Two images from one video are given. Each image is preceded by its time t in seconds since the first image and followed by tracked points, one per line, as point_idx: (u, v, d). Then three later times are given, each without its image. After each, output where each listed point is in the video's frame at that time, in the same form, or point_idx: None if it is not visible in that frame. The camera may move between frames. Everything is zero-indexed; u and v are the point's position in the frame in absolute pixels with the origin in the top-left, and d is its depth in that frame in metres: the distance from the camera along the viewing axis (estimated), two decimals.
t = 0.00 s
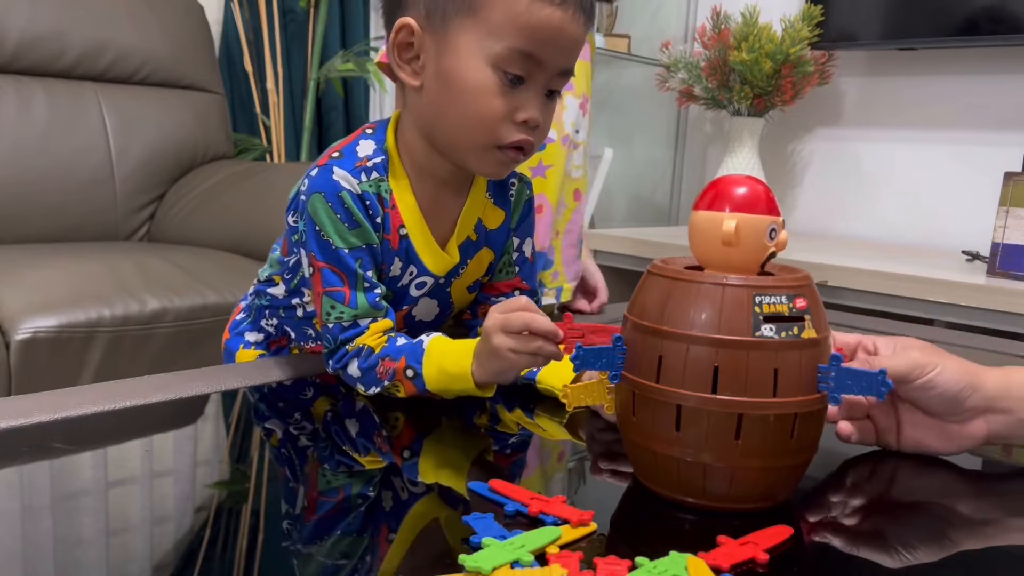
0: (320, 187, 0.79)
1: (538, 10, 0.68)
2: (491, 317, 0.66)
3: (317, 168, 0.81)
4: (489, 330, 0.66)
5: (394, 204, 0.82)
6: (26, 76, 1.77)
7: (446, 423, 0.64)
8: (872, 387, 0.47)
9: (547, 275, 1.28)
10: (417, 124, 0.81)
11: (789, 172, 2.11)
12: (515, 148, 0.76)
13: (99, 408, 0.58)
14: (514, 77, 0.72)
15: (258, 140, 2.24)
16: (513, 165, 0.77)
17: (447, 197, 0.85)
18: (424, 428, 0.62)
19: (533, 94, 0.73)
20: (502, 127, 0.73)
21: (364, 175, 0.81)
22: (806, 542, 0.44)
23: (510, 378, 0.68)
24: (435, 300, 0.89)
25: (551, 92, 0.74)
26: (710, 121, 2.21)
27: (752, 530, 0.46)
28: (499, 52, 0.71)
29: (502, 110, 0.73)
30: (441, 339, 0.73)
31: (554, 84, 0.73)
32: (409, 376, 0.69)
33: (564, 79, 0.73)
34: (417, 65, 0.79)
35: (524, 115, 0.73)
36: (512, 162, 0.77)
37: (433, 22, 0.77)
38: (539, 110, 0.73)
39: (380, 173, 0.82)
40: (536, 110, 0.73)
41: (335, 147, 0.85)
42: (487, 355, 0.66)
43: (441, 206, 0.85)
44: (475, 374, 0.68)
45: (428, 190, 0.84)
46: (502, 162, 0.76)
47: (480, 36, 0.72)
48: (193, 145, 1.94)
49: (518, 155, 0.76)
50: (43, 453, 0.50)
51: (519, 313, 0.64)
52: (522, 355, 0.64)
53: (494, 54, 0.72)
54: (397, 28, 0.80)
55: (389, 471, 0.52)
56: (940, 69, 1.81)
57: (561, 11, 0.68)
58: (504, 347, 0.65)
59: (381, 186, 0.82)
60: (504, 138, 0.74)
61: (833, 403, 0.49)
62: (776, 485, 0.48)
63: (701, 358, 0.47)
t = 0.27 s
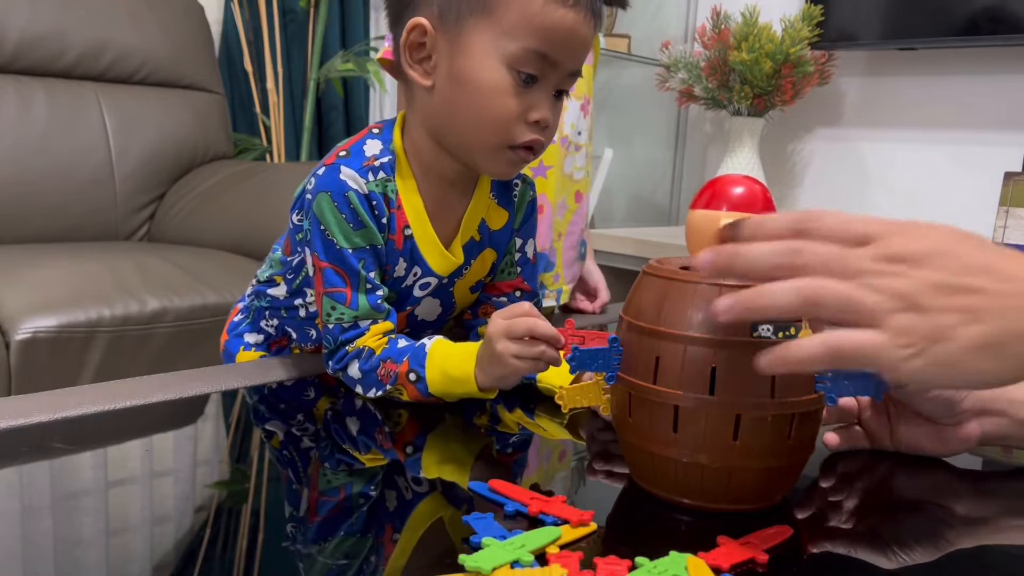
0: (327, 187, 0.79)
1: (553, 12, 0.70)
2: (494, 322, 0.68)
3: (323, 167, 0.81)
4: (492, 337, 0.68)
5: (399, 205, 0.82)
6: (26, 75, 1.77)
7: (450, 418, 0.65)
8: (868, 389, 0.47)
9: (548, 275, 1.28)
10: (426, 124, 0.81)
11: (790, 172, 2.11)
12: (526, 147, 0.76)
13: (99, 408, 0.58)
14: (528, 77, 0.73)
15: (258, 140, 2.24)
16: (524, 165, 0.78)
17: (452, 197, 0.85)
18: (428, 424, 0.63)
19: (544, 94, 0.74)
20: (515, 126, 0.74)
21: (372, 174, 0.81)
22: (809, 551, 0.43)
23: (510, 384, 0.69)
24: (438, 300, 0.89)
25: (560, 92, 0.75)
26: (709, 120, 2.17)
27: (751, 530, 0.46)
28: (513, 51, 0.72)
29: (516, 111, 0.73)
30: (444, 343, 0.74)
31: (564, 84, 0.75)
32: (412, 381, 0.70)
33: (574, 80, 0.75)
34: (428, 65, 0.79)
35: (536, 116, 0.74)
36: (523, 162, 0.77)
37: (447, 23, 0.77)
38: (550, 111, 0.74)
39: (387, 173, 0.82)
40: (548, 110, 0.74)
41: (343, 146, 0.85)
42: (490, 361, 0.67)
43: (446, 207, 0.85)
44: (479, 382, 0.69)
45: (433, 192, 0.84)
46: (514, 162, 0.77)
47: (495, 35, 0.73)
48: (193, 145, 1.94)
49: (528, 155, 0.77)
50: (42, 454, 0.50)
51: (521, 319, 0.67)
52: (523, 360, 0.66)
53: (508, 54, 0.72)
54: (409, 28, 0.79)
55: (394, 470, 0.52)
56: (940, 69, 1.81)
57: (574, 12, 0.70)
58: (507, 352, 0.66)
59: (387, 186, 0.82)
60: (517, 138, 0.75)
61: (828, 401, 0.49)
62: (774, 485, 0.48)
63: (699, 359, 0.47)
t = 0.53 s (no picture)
0: (330, 186, 0.79)
1: (562, 13, 0.70)
2: (488, 334, 0.70)
3: (327, 167, 0.81)
4: (484, 347, 0.69)
5: (402, 205, 0.82)
6: (26, 76, 1.77)
7: (447, 419, 0.65)
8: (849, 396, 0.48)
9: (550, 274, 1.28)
10: (433, 124, 0.81)
11: (789, 172, 2.11)
12: (533, 148, 0.76)
13: (99, 408, 0.58)
14: (537, 77, 0.73)
15: (258, 140, 2.24)
16: (530, 165, 0.78)
17: (455, 197, 0.86)
18: (426, 419, 0.65)
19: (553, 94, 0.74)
20: (522, 127, 0.74)
21: (375, 174, 0.81)
22: (808, 554, 0.43)
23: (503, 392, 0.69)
24: (440, 300, 0.88)
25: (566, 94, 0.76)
26: (710, 120, 2.21)
27: (751, 529, 0.46)
28: (523, 51, 0.72)
29: (524, 110, 0.73)
30: (441, 347, 0.73)
31: (571, 86, 0.75)
32: (409, 386, 0.70)
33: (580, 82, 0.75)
34: (437, 65, 0.79)
35: (544, 116, 0.74)
36: (529, 163, 0.77)
37: (457, 23, 0.77)
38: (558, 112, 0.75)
39: (390, 173, 0.82)
40: (556, 111, 0.75)
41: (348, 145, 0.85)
42: (484, 369, 0.68)
43: (450, 206, 0.85)
44: (477, 388, 0.68)
45: (436, 192, 0.84)
46: (521, 162, 0.77)
47: (504, 36, 0.73)
48: (193, 145, 1.95)
49: (535, 156, 0.77)
50: (42, 453, 0.50)
51: (512, 331, 0.70)
52: (516, 370, 0.68)
53: (519, 54, 0.72)
54: (419, 27, 0.80)
55: (394, 468, 0.52)
56: (939, 69, 1.81)
57: (583, 15, 0.71)
58: (500, 361, 0.67)
59: (390, 186, 0.82)
60: (524, 137, 0.75)
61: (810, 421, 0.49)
62: (770, 483, 0.48)
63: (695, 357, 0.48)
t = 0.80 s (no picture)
0: (332, 186, 0.79)
1: (566, 10, 0.70)
2: (494, 344, 0.70)
3: (329, 166, 0.81)
4: (491, 357, 0.68)
5: (403, 205, 0.82)
6: (26, 75, 1.77)
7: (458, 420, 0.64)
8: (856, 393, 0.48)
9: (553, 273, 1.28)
10: (439, 123, 0.81)
11: (789, 172, 2.11)
12: (539, 145, 0.76)
13: (99, 408, 0.58)
14: (542, 73, 0.73)
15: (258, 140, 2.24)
16: (536, 162, 0.78)
17: (458, 197, 0.86)
18: (428, 416, 0.66)
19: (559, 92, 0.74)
20: (528, 124, 0.74)
21: (376, 174, 0.81)
22: (802, 555, 0.43)
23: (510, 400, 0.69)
24: (442, 300, 0.89)
25: (571, 92, 0.76)
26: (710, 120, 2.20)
27: (751, 529, 0.46)
28: (529, 48, 0.72)
29: (530, 107, 0.73)
30: (450, 352, 0.73)
31: (576, 83, 0.75)
32: (415, 391, 0.70)
33: (583, 79, 0.75)
34: (443, 64, 0.79)
35: (550, 112, 0.74)
36: (535, 160, 0.77)
37: (463, 23, 0.77)
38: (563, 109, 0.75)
39: (393, 173, 0.82)
40: (561, 107, 0.75)
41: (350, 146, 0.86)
42: (490, 379, 0.67)
43: (452, 206, 0.85)
44: (485, 395, 0.67)
45: (440, 191, 0.84)
46: (527, 159, 0.77)
47: (510, 33, 0.73)
48: (193, 145, 1.95)
49: (541, 153, 0.77)
50: (42, 453, 0.50)
51: (519, 343, 0.69)
52: (523, 381, 0.68)
53: (525, 51, 0.72)
54: (425, 25, 0.80)
55: (396, 468, 0.52)
56: (940, 69, 1.81)
57: (588, 11, 0.71)
58: (507, 373, 0.67)
59: (393, 186, 0.82)
60: (530, 135, 0.75)
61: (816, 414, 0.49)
62: (772, 482, 0.48)
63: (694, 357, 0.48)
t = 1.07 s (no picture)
0: (331, 185, 0.79)
1: (557, 5, 0.70)
2: (501, 352, 0.69)
3: (328, 166, 0.81)
4: (497, 366, 0.68)
5: (403, 205, 0.82)
6: (26, 75, 1.77)
7: (482, 420, 0.65)
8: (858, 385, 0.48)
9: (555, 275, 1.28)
10: (437, 122, 0.82)
11: (790, 173, 2.11)
12: (535, 142, 0.76)
13: (99, 408, 0.58)
14: (535, 68, 0.73)
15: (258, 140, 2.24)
16: (534, 160, 0.77)
17: (459, 197, 0.86)
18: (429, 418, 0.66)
19: (554, 87, 0.73)
20: (524, 119, 0.74)
21: (375, 173, 0.81)
22: (801, 554, 0.43)
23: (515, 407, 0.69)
24: (443, 300, 0.89)
25: (568, 88, 0.75)
26: (709, 120, 2.21)
27: (752, 529, 0.46)
28: (521, 44, 0.72)
29: (524, 103, 0.73)
30: (453, 354, 0.73)
31: (572, 79, 0.74)
32: (420, 393, 0.70)
33: (581, 74, 0.75)
34: (437, 63, 0.80)
35: (545, 108, 0.73)
36: (533, 157, 0.77)
37: (456, 20, 0.78)
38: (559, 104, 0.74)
39: (392, 172, 0.82)
40: (556, 103, 0.74)
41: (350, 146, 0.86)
42: (496, 388, 0.67)
43: (452, 206, 0.85)
44: (490, 400, 0.67)
45: (441, 191, 0.85)
46: (523, 156, 0.76)
47: (503, 29, 0.73)
48: (193, 145, 1.94)
49: (538, 150, 0.76)
50: (42, 453, 0.50)
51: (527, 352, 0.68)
52: (527, 391, 0.67)
53: (518, 46, 0.72)
54: (418, 25, 0.81)
55: (396, 468, 0.52)
56: (939, 69, 1.81)
57: (582, 6, 0.70)
58: (513, 383, 0.67)
59: (392, 185, 0.82)
60: (526, 131, 0.74)
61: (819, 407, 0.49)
62: (771, 482, 0.48)
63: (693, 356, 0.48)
